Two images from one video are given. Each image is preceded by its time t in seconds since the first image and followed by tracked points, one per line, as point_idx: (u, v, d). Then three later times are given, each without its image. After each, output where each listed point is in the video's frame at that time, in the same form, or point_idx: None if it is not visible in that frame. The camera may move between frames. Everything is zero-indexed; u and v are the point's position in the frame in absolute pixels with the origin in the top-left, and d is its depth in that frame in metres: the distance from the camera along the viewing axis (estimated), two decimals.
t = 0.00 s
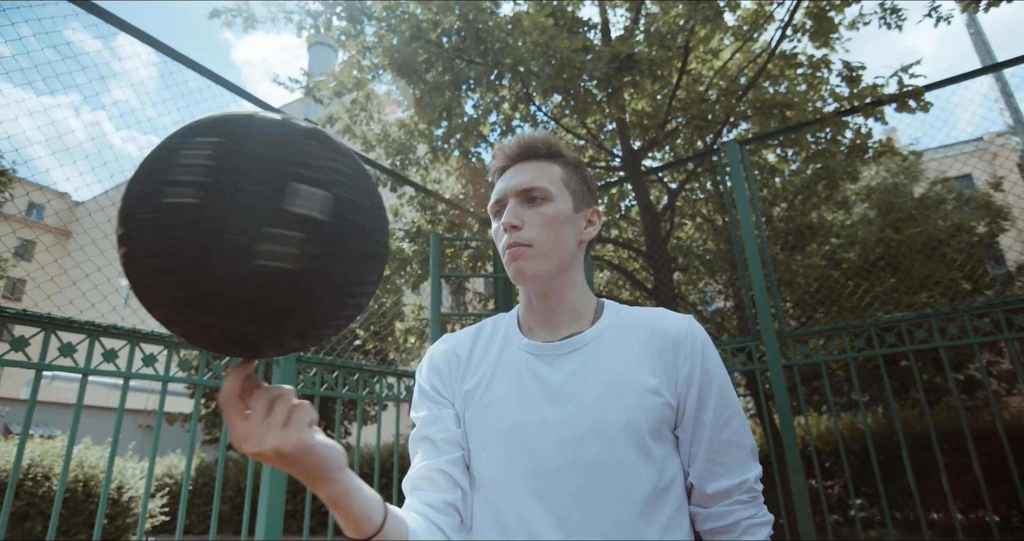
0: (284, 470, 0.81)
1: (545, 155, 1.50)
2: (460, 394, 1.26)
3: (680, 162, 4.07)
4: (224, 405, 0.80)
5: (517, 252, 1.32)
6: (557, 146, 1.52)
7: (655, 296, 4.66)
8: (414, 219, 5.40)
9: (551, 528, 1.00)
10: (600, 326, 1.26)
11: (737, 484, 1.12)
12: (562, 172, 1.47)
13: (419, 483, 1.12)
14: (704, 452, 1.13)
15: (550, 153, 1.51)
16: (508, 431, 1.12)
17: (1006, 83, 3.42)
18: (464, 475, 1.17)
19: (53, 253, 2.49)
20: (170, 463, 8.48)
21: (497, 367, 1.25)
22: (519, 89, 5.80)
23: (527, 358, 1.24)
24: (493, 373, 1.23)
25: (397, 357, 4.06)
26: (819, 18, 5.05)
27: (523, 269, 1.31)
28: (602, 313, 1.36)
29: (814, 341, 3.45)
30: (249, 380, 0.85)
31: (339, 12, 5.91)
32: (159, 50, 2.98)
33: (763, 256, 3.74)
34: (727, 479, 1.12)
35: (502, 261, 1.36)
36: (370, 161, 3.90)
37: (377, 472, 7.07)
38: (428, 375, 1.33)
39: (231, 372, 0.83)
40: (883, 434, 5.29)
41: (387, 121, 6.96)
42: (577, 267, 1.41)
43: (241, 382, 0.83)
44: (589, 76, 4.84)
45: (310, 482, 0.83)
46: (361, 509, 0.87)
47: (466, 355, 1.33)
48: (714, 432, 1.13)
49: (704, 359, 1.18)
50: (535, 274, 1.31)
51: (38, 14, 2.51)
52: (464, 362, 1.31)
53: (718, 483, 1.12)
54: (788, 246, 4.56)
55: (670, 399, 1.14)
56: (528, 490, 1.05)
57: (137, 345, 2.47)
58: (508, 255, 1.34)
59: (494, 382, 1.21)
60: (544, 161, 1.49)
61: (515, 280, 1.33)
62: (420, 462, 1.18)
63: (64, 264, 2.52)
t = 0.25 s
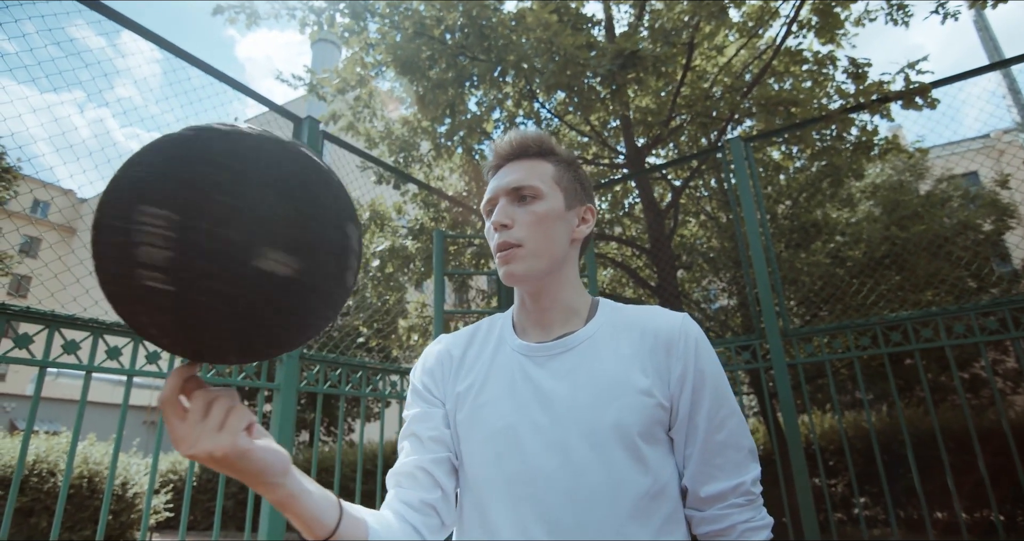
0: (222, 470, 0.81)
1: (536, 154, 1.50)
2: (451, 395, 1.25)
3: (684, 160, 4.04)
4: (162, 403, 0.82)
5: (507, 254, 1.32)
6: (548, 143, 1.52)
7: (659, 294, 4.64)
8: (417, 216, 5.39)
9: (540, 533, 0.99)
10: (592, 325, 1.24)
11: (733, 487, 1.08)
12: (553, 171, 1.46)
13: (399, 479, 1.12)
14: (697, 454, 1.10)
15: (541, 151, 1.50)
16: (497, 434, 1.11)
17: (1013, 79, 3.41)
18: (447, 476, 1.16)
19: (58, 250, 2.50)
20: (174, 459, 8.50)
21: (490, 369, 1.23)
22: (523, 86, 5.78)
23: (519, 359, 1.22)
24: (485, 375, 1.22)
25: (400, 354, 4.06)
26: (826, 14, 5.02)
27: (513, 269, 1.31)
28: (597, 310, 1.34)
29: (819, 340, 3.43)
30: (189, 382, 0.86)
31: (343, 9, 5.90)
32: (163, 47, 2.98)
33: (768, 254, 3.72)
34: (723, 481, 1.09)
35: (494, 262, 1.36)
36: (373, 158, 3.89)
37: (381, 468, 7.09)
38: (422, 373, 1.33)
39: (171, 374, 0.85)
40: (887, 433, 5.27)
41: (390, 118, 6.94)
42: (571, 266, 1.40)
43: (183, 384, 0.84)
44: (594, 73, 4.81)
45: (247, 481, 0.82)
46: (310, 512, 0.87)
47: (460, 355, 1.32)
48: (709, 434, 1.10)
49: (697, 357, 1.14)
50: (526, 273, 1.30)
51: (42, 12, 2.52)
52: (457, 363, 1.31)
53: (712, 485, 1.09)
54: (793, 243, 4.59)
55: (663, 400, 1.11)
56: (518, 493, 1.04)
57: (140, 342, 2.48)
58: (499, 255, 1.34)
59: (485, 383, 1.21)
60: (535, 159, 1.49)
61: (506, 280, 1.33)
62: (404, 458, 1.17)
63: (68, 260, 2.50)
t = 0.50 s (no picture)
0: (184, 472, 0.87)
1: (524, 153, 1.48)
2: (439, 399, 1.25)
3: (688, 158, 4.01)
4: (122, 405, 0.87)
5: (494, 255, 1.31)
6: (537, 142, 1.50)
7: (662, 294, 4.62)
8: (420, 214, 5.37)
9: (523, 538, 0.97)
10: (582, 326, 1.22)
11: (723, 493, 1.05)
12: (541, 169, 1.45)
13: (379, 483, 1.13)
14: (687, 458, 1.07)
15: (529, 150, 1.49)
16: (483, 437, 1.10)
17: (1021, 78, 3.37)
18: (428, 480, 1.18)
19: (62, 248, 2.49)
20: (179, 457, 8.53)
21: (478, 371, 1.22)
22: (526, 84, 5.76)
23: (507, 362, 1.21)
24: (473, 377, 1.21)
25: (403, 353, 4.05)
26: (831, 12, 4.98)
27: (500, 270, 1.30)
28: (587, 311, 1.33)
29: (825, 339, 3.40)
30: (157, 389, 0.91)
31: (346, 7, 5.89)
32: (166, 46, 2.98)
33: (773, 253, 3.69)
34: (713, 486, 1.06)
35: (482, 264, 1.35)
36: (376, 156, 3.88)
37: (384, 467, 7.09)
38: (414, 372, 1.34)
39: (129, 376, 0.90)
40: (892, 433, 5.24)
41: (393, 116, 6.93)
42: (560, 265, 1.39)
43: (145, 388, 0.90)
44: (598, 71, 4.79)
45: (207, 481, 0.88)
46: (272, 512, 0.93)
47: (450, 356, 1.32)
48: (699, 438, 1.07)
49: (687, 359, 1.12)
50: (514, 275, 1.29)
51: (46, 10, 2.53)
52: (446, 365, 1.30)
53: (702, 491, 1.06)
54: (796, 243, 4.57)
55: (652, 402, 1.08)
56: (501, 497, 1.03)
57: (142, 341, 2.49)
58: (486, 256, 1.33)
59: (473, 386, 1.19)
60: (524, 158, 1.47)
61: (494, 282, 1.32)
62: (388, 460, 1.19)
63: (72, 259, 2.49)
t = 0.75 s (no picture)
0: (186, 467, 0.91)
1: (519, 150, 1.48)
2: (436, 400, 1.24)
3: (696, 157, 3.98)
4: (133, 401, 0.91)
5: (488, 253, 1.31)
6: (532, 139, 1.50)
7: (669, 293, 4.60)
8: (426, 214, 5.38)
9: None
10: (579, 326, 1.20)
11: (722, 499, 1.04)
12: (536, 166, 1.44)
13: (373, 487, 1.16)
14: (686, 460, 1.06)
15: (524, 148, 1.48)
16: (478, 439, 1.09)
17: None
18: (421, 483, 1.20)
19: (71, 248, 2.50)
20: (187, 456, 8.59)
21: (476, 372, 1.22)
22: (533, 84, 5.76)
23: (505, 363, 1.20)
24: (470, 379, 1.20)
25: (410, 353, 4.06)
26: (840, 10, 4.95)
27: (494, 269, 1.30)
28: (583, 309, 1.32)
29: (834, 340, 3.38)
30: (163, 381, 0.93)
31: (353, 8, 5.91)
32: (174, 46, 3.00)
33: (781, 253, 3.67)
34: (713, 491, 1.05)
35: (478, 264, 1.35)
36: (383, 156, 3.89)
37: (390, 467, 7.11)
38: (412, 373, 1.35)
39: (134, 373, 0.90)
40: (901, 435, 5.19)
41: (399, 116, 6.95)
42: (557, 264, 1.38)
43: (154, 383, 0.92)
44: (605, 71, 4.78)
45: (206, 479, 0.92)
46: (266, 512, 0.95)
47: (447, 356, 1.32)
48: (698, 441, 1.06)
49: (685, 359, 1.09)
50: (508, 274, 1.29)
51: (55, 11, 2.55)
52: (444, 365, 1.30)
53: (702, 496, 1.05)
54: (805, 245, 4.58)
55: (649, 404, 1.07)
56: (496, 499, 1.03)
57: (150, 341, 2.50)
58: (480, 256, 1.33)
59: (470, 388, 1.19)
60: (519, 155, 1.47)
61: (489, 282, 1.32)
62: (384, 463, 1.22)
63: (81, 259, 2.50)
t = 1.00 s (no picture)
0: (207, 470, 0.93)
1: (518, 144, 1.48)
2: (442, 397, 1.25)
3: (705, 152, 3.94)
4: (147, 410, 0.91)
5: (488, 250, 1.31)
6: (532, 132, 1.50)
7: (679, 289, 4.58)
8: (434, 212, 5.38)
9: None
10: (584, 321, 1.20)
11: (730, 496, 1.03)
12: (535, 159, 1.43)
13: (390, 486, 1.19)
14: (693, 458, 1.04)
15: (522, 141, 1.48)
16: (481, 437, 1.09)
17: None
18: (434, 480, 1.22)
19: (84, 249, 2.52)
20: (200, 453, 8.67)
21: (480, 369, 1.22)
22: (540, 80, 5.75)
23: (510, 357, 1.20)
24: (475, 376, 1.20)
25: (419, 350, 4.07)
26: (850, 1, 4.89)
27: (495, 265, 1.30)
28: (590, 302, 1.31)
29: (847, 335, 3.34)
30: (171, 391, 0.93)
31: (359, 6, 5.91)
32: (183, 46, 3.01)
33: (792, 247, 3.63)
34: (722, 488, 1.04)
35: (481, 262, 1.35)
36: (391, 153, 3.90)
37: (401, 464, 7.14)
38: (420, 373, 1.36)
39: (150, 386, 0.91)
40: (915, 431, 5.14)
41: (406, 114, 6.95)
42: (560, 258, 1.36)
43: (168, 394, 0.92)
44: (612, 66, 4.75)
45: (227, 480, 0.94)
46: (285, 511, 0.98)
47: (452, 352, 1.32)
48: (705, 436, 1.04)
49: (691, 353, 1.08)
50: (509, 270, 1.29)
51: (65, 12, 2.57)
52: (449, 361, 1.30)
53: (710, 494, 1.03)
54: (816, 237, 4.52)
55: (654, 398, 1.06)
56: (498, 497, 1.03)
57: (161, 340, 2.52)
58: (481, 252, 1.33)
59: (475, 383, 1.19)
60: (518, 149, 1.47)
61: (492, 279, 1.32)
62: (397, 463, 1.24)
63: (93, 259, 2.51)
